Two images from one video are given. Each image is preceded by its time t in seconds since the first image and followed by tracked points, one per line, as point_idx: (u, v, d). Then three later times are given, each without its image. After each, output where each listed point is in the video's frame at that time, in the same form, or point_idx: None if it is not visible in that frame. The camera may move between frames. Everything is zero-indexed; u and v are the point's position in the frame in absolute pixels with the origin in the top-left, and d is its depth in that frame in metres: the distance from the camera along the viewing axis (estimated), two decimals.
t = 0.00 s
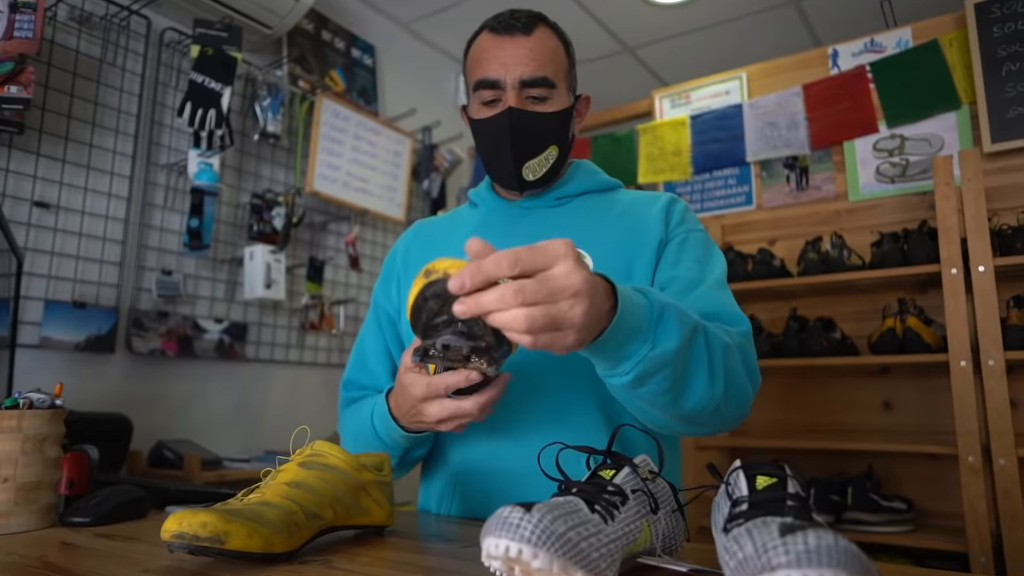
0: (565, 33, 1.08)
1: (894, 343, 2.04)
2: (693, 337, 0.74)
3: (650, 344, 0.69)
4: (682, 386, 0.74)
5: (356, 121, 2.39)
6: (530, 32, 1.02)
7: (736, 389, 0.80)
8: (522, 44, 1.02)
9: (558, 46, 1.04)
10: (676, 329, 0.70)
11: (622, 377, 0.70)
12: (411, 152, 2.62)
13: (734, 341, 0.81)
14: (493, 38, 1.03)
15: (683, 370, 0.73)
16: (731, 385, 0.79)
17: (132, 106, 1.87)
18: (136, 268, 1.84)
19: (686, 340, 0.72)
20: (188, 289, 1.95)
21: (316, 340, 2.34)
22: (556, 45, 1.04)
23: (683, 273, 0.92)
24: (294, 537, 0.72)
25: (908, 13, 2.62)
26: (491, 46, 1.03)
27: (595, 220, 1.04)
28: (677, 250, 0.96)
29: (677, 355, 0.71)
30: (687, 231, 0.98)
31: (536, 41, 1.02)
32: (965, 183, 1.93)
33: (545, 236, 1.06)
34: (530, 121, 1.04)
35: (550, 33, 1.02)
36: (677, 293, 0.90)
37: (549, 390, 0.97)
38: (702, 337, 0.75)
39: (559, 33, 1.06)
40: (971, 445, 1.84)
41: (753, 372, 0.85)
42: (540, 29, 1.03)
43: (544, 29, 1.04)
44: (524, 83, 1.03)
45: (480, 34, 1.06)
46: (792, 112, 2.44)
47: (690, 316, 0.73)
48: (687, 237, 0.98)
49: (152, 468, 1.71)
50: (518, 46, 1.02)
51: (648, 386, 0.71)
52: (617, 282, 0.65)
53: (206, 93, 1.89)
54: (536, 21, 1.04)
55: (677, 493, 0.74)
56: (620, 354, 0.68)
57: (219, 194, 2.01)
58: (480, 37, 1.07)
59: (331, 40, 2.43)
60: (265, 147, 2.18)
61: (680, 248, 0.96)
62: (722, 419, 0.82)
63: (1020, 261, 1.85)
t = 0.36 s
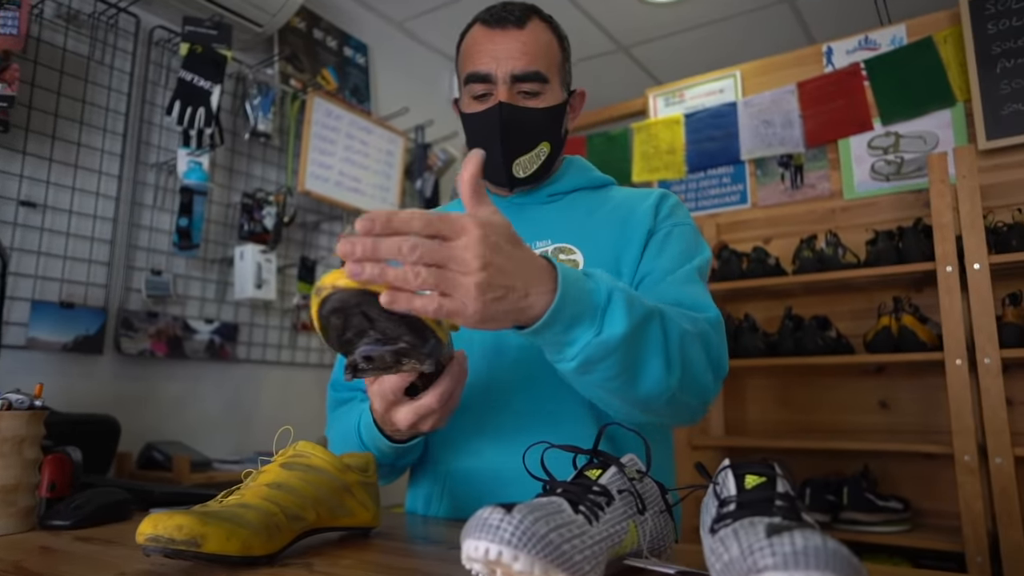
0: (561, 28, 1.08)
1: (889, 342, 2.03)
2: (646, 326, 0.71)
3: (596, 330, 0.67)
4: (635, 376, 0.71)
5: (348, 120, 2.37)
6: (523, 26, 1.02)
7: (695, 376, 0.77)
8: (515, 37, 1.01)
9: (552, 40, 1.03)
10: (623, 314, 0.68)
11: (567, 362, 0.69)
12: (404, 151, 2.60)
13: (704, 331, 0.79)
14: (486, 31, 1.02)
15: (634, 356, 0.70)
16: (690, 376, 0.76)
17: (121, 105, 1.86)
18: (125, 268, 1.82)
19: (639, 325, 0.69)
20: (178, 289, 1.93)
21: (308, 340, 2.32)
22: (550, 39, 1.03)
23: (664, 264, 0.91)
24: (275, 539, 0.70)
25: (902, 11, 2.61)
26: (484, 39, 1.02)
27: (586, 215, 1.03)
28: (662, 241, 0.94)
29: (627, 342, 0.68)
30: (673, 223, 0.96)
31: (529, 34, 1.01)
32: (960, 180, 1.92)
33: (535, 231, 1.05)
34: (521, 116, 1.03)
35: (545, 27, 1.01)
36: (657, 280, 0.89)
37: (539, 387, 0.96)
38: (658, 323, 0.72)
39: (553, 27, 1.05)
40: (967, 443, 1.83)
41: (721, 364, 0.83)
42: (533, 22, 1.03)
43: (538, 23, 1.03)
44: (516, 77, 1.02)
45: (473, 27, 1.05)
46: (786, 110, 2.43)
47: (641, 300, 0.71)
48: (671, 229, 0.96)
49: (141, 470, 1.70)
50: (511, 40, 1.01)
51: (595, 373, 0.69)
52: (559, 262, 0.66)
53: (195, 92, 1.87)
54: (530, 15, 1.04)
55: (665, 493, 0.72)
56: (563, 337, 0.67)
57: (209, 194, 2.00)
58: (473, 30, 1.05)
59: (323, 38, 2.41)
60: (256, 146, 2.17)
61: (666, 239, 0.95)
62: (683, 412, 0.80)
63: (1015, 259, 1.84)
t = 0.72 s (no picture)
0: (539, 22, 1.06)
1: (880, 342, 2.03)
2: (616, 371, 0.82)
3: (565, 372, 0.80)
4: (609, 416, 0.83)
5: (339, 120, 2.37)
6: (499, 23, 1.00)
7: (679, 420, 0.84)
8: (489, 35, 1.00)
9: (530, 36, 1.02)
10: (589, 360, 0.81)
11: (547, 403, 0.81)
12: (396, 151, 2.60)
13: (692, 373, 0.86)
14: (462, 29, 1.01)
15: (607, 401, 0.82)
16: (674, 419, 0.84)
17: (108, 105, 1.84)
18: (112, 270, 1.81)
19: (604, 369, 0.82)
20: (166, 291, 1.92)
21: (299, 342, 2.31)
22: (528, 35, 1.02)
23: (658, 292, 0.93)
24: (254, 543, 0.70)
25: (892, 12, 2.62)
26: (460, 38, 1.01)
27: (575, 217, 1.03)
28: (660, 261, 0.96)
29: (592, 385, 0.81)
30: (670, 238, 0.98)
31: (503, 31, 1.00)
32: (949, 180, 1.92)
33: (520, 234, 1.04)
34: (498, 116, 1.03)
35: (521, 23, 1.00)
36: (658, 311, 0.93)
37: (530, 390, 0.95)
38: (626, 366, 0.82)
39: (530, 22, 1.04)
40: (957, 442, 1.83)
41: (724, 405, 0.89)
42: (509, 18, 1.01)
43: (514, 18, 1.02)
44: (492, 77, 1.01)
45: (450, 25, 1.04)
46: (777, 110, 2.43)
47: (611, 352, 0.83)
48: (667, 245, 0.97)
49: (128, 473, 1.68)
50: (486, 38, 0.99)
51: (569, 412, 0.82)
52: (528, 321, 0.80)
53: (183, 91, 1.86)
54: (507, 10, 1.02)
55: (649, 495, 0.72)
56: (539, 382, 0.80)
57: (197, 194, 1.99)
58: (450, 28, 1.05)
59: (314, 38, 2.40)
60: (245, 147, 2.16)
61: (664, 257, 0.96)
62: (678, 451, 0.86)
63: (1004, 258, 1.85)
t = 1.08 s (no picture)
0: (524, 27, 1.07)
1: (866, 345, 2.04)
2: (594, 378, 0.88)
3: (548, 377, 0.87)
4: (590, 419, 0.89)
5: (328, 122, 2.37)
6: (484, 29, 1.00)
7: (661, 427, 0.88)
8: (474, 42, 1.00)
9: (515, 41, 1.03)
10: (569, 366, 0.88)
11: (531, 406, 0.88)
12: (385, 154, 2.60)
13: (677, 383, 0.89)
14: (446, 36, 1.02)
15: (585, 407, 0.88)
16: (656, 426, 0.88)
17: (95, 106, 1.84)
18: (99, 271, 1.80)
19: (583, 376, 0.88)
20: (153, 293, 1.92)
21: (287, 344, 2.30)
22: (512, 41, 1.02)
23: (644, 297, 0.96)
24: (237, 547, 0.69)
25: (880, 17, 2.64)
26: (444, 44, 1.01)
27: (561, 222, 1.04)
28: (648, 269, 0.97)
29: (573, 389, 0.87)
30: (656, 245, 1.00)
31: (488, 37, 1.00)
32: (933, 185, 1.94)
33: (507, 238, 1.05)
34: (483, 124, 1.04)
35: (505, 29, 1.00)
36: (644, 320, 0.95)
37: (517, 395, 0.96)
38: (606, 374, 0.88)
39: (515, 27, 1.04)
40: (941, 445, 1.84)
41: (710, 414, 0.91)
42: (494, 24, 1.02)
43: (499, 24, 1.02)
44: (477, 84, 1.01)
45: (434, 31, 1.05)
46: (765, 114, 2.44)
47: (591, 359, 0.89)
48: (653, 252, 0.99)
49: (114, 476, 1.68)
50: (471, 45, 1.00)
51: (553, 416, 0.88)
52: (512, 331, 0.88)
53: (171, 93, 1.85)
54: (491, 15, 1.02)
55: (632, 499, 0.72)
56: (523, 388, 0.86)
57: (185, 196, 1.98)
58: (435, 33, 1.05)
59: (304, 40, 2.39)
60: (235, 149, 2.16)
61: (652, 265, 0.98)
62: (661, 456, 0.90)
63: (987, 262, 1.87)
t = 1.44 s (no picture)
0: (513, 40, 1.08)
1: (848, 357, 2.07)
2: (577, 390, 0.89)
3: (531, 389, 0.88)
4: (573, 430, 0.90)
5: (318, 127, 2.37)
6: (474, 42, 1.02)
7: (642, 438, 0.89)
8: (465, 55, 1.01)
9: (505, 55, 1.04)
10: (552, 378, 0.89)
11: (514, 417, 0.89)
12: (375, 160, 2.61)
13: (659, 394, 0.90)
14: (436, 48, 1.03)
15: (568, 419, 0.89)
16: (637, 437, 0.89)
17: (84, 109, 1.83)
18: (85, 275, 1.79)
19: (566, 388, 0.89)
20: (139, 297, 1.91)
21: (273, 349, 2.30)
22: (502, 54, 1.04)
23: (628, 309, 0.97)
24: (220, 557, 0.70)
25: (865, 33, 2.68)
26: (435, 57, 1.02)
27: (547, 233, 1.05)
28: (632, 280, 0.98)
29: (555, 401, 0.88)
30: (641, 257, 1.01)
31: (479, 50, 1.01)
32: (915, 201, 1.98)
33: (494, 249, 1.06)
34: (474, 136, 1.04)
35: (495, 42, 1.02)
36: (628, 332, 0.97)
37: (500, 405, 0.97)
38: (588, 386, 0.89)
39: (505, 41, 1.06)
40: (920, 456, 1.87)
41: (692, 426, 0.92)
42: (485, 37, 1.03)
43: (489, 37, 1.03)
44: (469, 96, 1.02)
45: (424, 43, 1.06)
46: (752, 127, 2.47)
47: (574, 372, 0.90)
48: (638, 264, 1.00)
49: (97, 481, 1.67)
50: (461, 58, 1.01)
51: (536, 426, 0.89)
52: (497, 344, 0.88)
53: (160, 97, 1.84)
54: (482, 28, 1.04)
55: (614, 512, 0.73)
56: (506, 399, 0.87)
57: (173, 200, 1.98)
58: (426, 46, 1.06)
59: (295, 46, 2.40)
60: (223, 153, 2.16)
61: (636, 277, 0.99)
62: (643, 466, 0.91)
63: (966, 277, 1.90)
